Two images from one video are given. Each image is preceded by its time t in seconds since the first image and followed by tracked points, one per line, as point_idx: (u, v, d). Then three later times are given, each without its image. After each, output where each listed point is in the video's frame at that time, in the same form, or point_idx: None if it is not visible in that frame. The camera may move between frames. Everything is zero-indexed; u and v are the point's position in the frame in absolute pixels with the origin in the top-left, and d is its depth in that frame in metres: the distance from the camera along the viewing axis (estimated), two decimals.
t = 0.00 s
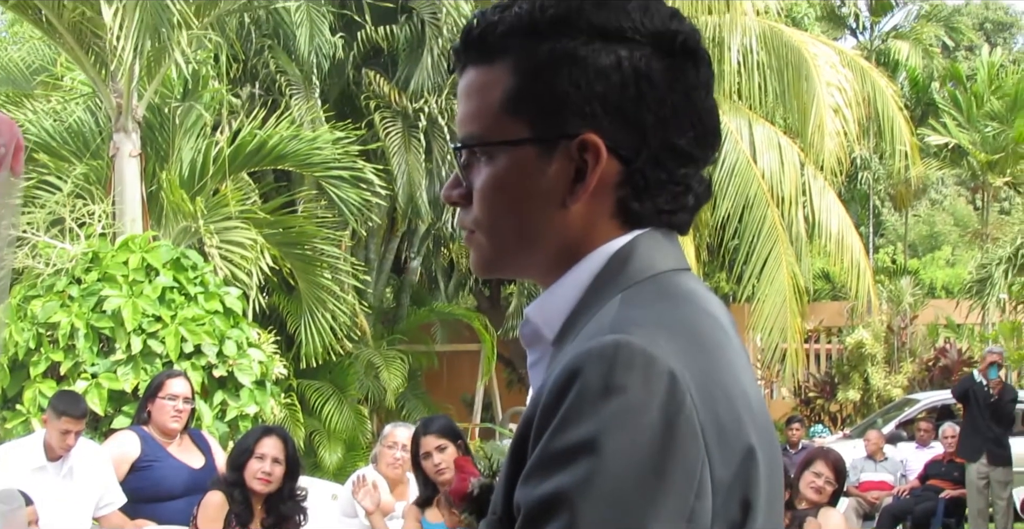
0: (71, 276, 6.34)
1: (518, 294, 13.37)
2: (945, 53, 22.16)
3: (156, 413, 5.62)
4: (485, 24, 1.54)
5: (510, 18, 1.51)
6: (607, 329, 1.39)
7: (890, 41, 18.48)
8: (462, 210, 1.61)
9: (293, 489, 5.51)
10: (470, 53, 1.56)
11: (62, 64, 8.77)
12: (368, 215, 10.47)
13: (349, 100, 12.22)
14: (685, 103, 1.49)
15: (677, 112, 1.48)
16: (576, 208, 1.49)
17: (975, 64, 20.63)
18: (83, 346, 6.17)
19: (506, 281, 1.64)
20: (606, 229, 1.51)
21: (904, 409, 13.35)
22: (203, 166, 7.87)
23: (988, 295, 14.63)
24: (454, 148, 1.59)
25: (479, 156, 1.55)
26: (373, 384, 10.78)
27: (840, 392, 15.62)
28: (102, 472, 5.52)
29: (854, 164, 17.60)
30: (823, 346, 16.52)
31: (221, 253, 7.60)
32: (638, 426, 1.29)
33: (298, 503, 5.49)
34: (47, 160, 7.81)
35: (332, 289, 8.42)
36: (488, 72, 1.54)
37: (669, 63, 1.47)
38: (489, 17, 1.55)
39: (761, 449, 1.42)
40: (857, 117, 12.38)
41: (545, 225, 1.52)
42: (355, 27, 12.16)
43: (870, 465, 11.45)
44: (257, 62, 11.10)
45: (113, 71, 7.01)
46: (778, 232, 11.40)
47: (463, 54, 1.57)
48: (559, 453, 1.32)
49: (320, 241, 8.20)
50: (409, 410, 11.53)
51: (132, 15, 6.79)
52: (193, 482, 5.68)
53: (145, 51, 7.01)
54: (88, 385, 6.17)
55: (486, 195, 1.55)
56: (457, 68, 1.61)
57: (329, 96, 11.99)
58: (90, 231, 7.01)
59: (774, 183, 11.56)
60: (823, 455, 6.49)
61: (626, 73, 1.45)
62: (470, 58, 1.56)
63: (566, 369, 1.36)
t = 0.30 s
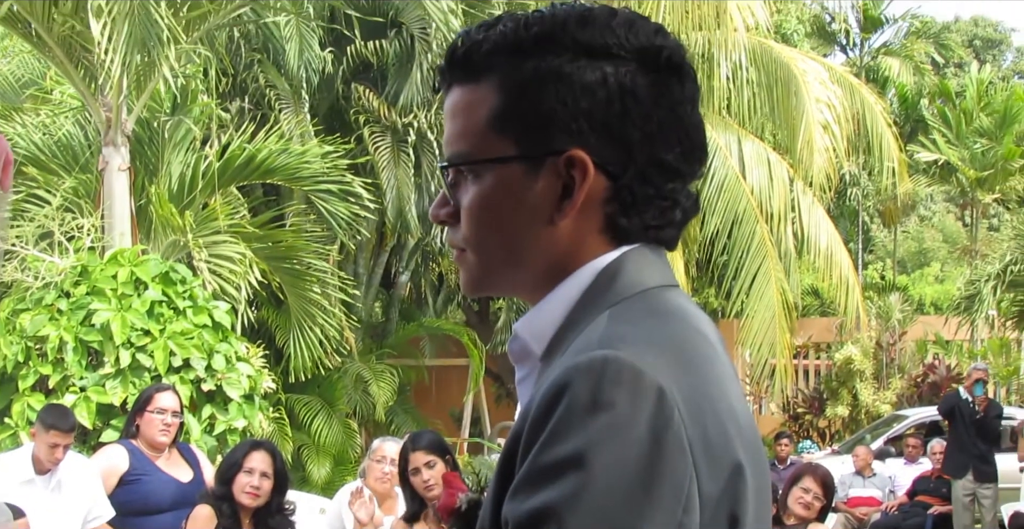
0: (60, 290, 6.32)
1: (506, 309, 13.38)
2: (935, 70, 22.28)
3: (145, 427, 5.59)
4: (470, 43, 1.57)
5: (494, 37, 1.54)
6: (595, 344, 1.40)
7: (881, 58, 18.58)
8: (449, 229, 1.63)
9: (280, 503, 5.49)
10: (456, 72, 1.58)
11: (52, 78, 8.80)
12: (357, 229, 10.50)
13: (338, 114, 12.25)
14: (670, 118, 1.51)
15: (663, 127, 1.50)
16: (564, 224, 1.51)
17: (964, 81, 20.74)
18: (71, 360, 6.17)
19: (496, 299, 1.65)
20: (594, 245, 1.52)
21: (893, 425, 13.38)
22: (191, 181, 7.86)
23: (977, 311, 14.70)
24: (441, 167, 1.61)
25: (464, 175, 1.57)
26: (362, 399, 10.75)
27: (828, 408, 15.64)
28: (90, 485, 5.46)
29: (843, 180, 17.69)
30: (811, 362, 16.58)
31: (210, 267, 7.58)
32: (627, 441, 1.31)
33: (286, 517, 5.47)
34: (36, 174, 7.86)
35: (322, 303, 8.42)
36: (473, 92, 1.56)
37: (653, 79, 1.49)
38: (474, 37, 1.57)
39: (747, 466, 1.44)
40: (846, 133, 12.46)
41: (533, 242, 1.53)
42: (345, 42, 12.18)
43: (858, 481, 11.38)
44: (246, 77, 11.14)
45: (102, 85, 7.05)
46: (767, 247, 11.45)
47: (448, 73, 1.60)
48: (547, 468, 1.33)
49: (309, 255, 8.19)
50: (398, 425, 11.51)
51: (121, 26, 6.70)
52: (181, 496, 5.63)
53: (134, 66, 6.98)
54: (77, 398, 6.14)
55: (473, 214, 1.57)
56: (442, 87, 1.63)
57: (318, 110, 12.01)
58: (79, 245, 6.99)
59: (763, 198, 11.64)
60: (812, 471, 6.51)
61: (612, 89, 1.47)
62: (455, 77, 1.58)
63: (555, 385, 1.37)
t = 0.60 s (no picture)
0: (53, 295, 6.31)
1: (499, 315, 13.37)
2: (929, 78, 22.36)
3: (138, 432, 5.58)
4: (458, 51, 1.58)
5: (482, 45, 1.56)
6: (587, 351, 1.40)
7: (874, 66, 18.65)
8: (439, 236, 1.65)
9: (274, 508, 5.52)
10: (444, 80, 1.60)
11: (46, 83, 8.80)
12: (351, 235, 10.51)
13: (332, 120, 12.26)
14: (658, 125, 1.51)
15: (652, 134, 1.50)
16: (553, 231, 1.52)
17: (957, 90, 20.80)
18: (64, 365, 6.15)
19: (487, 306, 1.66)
20: (584, 253, 1.53)
21: (886, 432, 13.39)
22: (185, 187, 7.82)
23: (970, 319, 14.71)
24: (430, 175, 1.63)
25: (453, 182, 1.59)
26: (354, 405, 10.72)
27: (822, 415, 15.66)
28: (85, 490, 5.42)
29: (837, 188, 17.74)
30: (804, 370, 16.58)
31: (203, 272, 7.57)
32: (618, 447, 1.31)
33: (279, 521, 5.51)
34: (30, 179, 7.81)
35: (315, 308, 8.41)
36: (461, 100, 1.57)
37: (641, 86, 1.50)
38: (462, 44, 1.59)
39: (738, 472, 1.44)
40: (840, 141, 12.49)
41: (522, 249, 1.54)
42: (339, 48, 12.18)
43: (851, 489, 11.39)
44: (240, 83, 11.16)
45: (96, 90, 7.07)
46: (760, 255, 11.46)
47: (437, 82, 1.61)
48: (539, 474, 1.34)
49: (302, 261, 8.19)
50: (391, 431, 11.48)
51: (115, 31, 6.67)
52: (174, 502, 5.62)
53: (127, 71, 6.98)
54: (70, 403, 6.12)
55: (461, 222, 1.58)
56: (431, 95, 1.64)
57: (312, 116, 12.02)
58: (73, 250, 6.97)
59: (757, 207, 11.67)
60: (806, 478, 6.51)
61: (599, 96, 1.48)
62: (444, 85, 1.60)
63: (547, 391, 1.38)
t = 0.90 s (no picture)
0: (53, 293, 6.31)
1: (499, 314, 13.38)
2: (929, 78, 22.39)
3: (137, 431, 5.57)
4: (453, 50, 1.59)
5: (478, 44, 1.56)
6: (585, 349, 1.41)
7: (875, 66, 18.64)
8: (436, 236, 1.66)
9: (274, 507, 5.52)
10: (440, 79, 1.60)
11: (46, 82, 8.80)
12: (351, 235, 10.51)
13: (331, 120, 12.26)
14: (655, 124, 1.51)
15: (647, 133, 1.50)
16: (549, 230, 1.53)
17: (958, 90, 20.80)
18: (64, 364, 6.16)
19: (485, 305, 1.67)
20: (580, 252, 1.53)
21: (886, 432, 13.40)
22: (185, 187, 7.82)
23: (970, 319, 14.71)
24: (427, 174, 1.63)
25: (451, 181, 1.59)
26: (354, 404, 10.72)
27: (821, 415, 15.66)
28: (84, 489, 5.42)
29: (837, 188, 17.74)
30: (804, 370, 16.59)
31: (203, 272, 7.57)
32: (615, 445, 1.32)
33: (279, 521, 5.50)
34: (30, 178, 7.81)
35: (314, 307, 8.41)
36: (457, 100, 1.58)
37: (636, 84, 1.50)
38: (458, 44, 1.59)
39: (736, 471, 1.45)
40: (840, 141, 12.49)
41: (519, 247, 1.54)
42: (339, 48, 12.18)
43: (851, 488, 11.39)
44: (240, 82, 11.16)
45: (96, 89, 7.07)
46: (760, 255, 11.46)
47: (433, 81, 1.62)
48: (537, 474, 1.34)
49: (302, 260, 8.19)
50: (391, 431, 11.49)
51: (116, 30, 6.68)
52: (174, 501, 5.61)
53: (127, 70, 6.97)
54: (70, 401, 6.13)
55: (458, 220, 1.59)
56: (427, 95, 1.65)
57: (312, 116, 12.02)
58: (73, 249, 6.98)
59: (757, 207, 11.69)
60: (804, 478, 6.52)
61: (595, 94, 1.48)
62: (440, 85, 1.60)
63: (545, 390, 1.38)
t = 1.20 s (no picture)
0: (56, 287, 6.32)
1: (501, 310, 13.40)
2: (932, 74, 22.39)
3: (140, 425, 5.58)
4: (452, 46, 1.59)
5: (477, 39, 1.56)
6: (583, 344, 1.41)
7: (878, 62, 18.54)
8: (436, 230, 1.67)
9: (276, 501, 5.53)
10: (439, 75, 1.60)
11: (49, 77, 8.83)
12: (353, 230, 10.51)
13: (334, 115, 12.26)
14: (654, 118, 1.52)
15: (646, 127, 1.50)
16: (549, 224, 1.53)
17: (960, 85, 20.76)
18: (67, 359, 6.17)
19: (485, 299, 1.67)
20: (580, 245, 1.54)
21: (888, 428, 13.42)
22: (188, 181, 7.83)
23: (973, 315, 14.71)
24: (426, 170, 1.64)
25: (450, 176, 1.60)
26: (356, 399, 10.73)
27: (824, 410, 15.66)
28: (87, 484, 5.43)
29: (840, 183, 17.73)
30: (807, 365, 16.63)
31: (206, 266, 7.58)
32: (613, 439, 1.32)
33: (282, 516, 5.52)
34: (33, 172, 7.82)
35: (317, 303, 8.42)
36: (457, 95, 1.58)
37: (635, 79, 1.51)
38: (457, 39, 1.59)
39: (735, 465, 1.45)
40: (843, 136, 12.48)
41: (519, 241, 1.55)
42: (342, 43, 12.17)
43: (854, 484, 11.22)
44: (242, 77, 11.15)
45: (99, 84, 7.06)
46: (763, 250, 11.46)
47: (432, 77, 1.62)
48: (535, 468, 1.34)
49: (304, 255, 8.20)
50: (394, 425, 11.51)
51: (119, 25, 6.72)
52: (176, 496, 5.62)
53: (131, 65, 6.96)
54: (73, 396, 6.15)
55: (457, 215, 1.60)
56: (426, 90, 1.65)
57: (314, 110, 12.01)
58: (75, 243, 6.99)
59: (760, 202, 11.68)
60: (808, 473, 6.52)
61: (594, 90, 1.48)
62: (439, 80, 1.61)
63: (543, 384, 1.39)
